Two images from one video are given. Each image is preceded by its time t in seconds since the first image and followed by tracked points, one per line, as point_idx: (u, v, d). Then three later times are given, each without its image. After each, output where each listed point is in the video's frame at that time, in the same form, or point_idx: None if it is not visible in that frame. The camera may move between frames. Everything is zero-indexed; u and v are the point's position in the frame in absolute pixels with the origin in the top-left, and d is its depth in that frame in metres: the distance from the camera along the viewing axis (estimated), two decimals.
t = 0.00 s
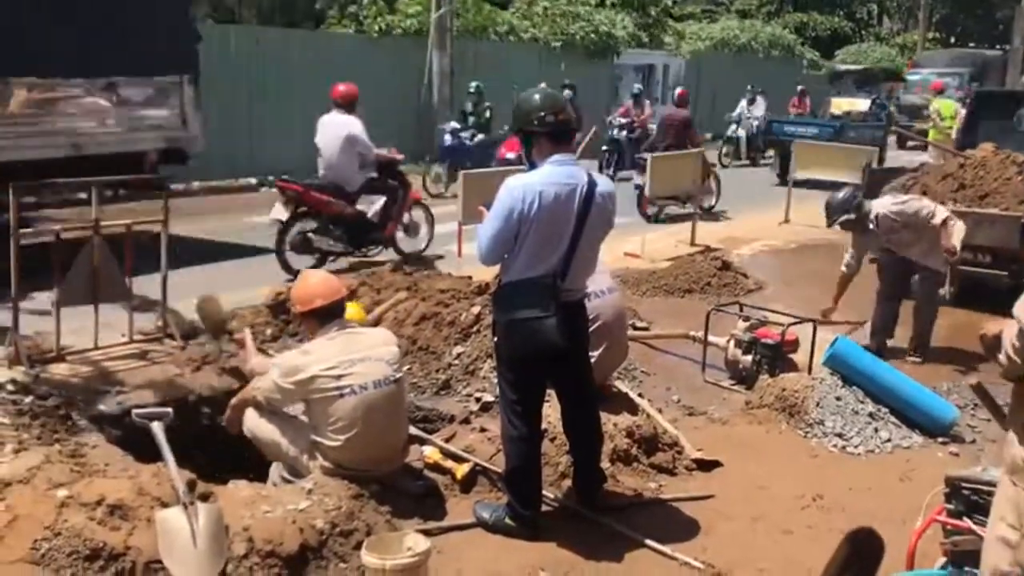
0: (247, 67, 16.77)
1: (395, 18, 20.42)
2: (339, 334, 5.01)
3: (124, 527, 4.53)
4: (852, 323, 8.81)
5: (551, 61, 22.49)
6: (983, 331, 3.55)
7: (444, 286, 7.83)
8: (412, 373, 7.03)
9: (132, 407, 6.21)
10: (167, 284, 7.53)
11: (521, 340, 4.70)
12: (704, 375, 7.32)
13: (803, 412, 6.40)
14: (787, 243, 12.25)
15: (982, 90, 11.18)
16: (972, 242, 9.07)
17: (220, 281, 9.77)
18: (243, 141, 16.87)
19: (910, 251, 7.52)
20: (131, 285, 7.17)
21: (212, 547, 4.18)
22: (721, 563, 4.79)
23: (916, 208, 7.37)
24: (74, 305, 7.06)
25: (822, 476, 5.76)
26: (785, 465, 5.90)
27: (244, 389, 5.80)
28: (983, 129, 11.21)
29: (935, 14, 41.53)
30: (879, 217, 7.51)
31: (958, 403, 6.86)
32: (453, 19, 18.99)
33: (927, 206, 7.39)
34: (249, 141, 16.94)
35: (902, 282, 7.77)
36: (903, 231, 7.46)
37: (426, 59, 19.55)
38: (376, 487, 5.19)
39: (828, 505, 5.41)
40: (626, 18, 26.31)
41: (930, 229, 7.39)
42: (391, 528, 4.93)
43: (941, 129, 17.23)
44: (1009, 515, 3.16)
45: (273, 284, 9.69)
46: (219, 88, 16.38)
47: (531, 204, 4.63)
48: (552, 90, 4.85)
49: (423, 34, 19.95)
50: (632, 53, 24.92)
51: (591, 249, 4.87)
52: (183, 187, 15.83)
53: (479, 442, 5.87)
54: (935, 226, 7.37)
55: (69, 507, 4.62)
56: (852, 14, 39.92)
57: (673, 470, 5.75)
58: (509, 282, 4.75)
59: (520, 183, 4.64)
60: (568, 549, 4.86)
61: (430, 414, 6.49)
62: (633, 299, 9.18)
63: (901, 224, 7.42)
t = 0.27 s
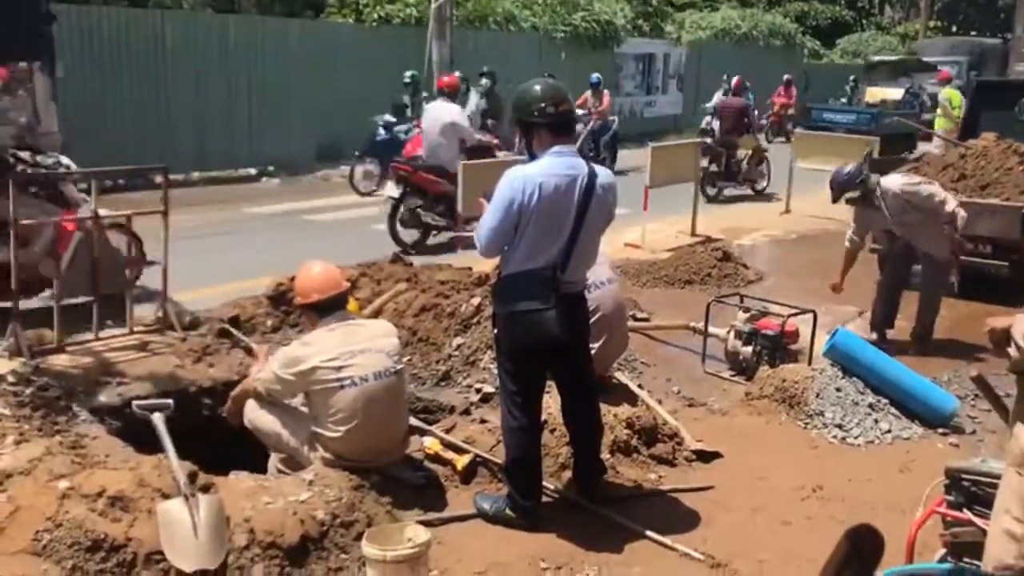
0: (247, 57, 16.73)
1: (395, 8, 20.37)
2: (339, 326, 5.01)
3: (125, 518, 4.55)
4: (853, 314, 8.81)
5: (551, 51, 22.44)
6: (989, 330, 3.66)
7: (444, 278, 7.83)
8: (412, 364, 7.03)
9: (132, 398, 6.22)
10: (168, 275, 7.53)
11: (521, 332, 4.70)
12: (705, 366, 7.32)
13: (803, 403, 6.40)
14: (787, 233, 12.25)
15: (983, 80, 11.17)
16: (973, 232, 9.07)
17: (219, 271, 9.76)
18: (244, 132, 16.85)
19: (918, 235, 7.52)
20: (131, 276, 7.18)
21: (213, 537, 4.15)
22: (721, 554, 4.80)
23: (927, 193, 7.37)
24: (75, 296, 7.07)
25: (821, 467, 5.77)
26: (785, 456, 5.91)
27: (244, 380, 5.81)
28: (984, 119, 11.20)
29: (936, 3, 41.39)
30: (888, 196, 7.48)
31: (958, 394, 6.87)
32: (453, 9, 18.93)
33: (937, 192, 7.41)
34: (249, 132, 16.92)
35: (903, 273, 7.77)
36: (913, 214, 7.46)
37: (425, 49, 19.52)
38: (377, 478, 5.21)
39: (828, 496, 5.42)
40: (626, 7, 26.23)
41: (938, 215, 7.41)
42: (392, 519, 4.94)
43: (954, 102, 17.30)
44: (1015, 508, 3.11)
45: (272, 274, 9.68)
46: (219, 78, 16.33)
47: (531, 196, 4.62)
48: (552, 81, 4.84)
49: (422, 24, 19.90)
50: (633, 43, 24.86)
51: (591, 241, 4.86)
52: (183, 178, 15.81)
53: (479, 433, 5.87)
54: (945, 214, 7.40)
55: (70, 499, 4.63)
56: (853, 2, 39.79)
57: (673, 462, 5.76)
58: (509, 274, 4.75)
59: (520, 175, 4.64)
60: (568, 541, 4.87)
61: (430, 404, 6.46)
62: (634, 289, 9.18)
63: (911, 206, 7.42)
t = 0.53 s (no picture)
0: (244, 49, 16.69)
1: None
2: (338, 320, 5.01)
3: (125, 513, 4.55)
4: (852, 306, 8.81)
5: (549, 43, 22.39)
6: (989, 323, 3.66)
7: (443, 271, 7.83)
8: (412, 357, 7.03)
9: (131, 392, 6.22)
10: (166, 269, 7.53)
11: (520, 325, 4.70)
12: (704, 358, 7.33)
13: (802, 395, 6.41)
14: (786, 225, 12.25)
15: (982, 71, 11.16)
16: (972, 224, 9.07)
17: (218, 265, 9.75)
18: (242, 125, 16.81)
19: (928, 212, 7.55)
20: (130, 270, 7.17)
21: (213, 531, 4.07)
22: (721, 546, 4.81)
23: (943, 172, 7.49)
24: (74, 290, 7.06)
25: (820, 459, 5.78)
26: (784, 448, 5.91)
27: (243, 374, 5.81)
28: (983, 110, 11.20)
29: None
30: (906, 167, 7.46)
31: (957, 386, 6.88)
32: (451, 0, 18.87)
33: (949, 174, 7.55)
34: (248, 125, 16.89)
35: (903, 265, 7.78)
36: (925, 190, 7.51)
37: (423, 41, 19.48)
38: (376, 471, 5.21)
39: (827, 488, 5.43)
40: None
41: (949, 197, 7.52)
42: (391, 512, 4.95)
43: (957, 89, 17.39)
44: (1015, 500, 3.09)
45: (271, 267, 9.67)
46: (217, 72, 16.30)
47: (530, 189, 4.61)
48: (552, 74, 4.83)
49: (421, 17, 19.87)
50: (632, 34, 24.82)
51: (590, 234, 4.86)
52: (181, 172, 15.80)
53: (479, 426, 5.87)
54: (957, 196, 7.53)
55: (70, 493, 4.63)
56: None
57: (672, 454, 5.76)
58: (508, 267, 4.74)
59: (520, 168, 4.63)
60: (568, 534, 4.88)
61: (430, 398, 6.50)
62: (633, 282, 9.17)
63: (926, 180, 7.48)
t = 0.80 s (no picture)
0: (239, 47, 16.65)
1: None
2: (334, 319, 5.00)
3: (121, 513, 4.54)
4: (847, 303, 8.83)
5: (544, 40, 22.37)
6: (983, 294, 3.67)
7: (438, 268, 7.83)
8: (408, 355, 7.03)
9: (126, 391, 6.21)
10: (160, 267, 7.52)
11: (515, 324, 4.70)
12: (699, 355, 7.34)
13: (798, 392, 6.42)
14: (781, 222, 12.27)
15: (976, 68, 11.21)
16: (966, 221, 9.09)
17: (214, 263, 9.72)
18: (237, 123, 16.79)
19: (918, 211, 7.57)
20: (125, 269, 7.16)
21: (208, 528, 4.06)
22: (717, 544, 4.82)
23: (932, 171, 7.52)
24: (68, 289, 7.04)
25: (815, 456, 5.80)
26: (780, 445, 5.93)
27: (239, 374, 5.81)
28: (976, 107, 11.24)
29: None
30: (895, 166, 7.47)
31: (952, 382, 6.90)
32: None
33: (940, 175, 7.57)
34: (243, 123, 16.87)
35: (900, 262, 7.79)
36: (913, 190, 7.54)
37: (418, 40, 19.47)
38: (372, 470, 5.21)
39: (822, 484, 5.45)
40: None
41: (937, 196, 7.56)
42: (388, 511, 4.95)
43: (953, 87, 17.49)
44: (1001, 493, 3.14)
45: (268, 265, 9.65)
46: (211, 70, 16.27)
47: (525, 188, 4.61)
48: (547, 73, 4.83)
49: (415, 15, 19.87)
50: (626, 32, 24.82)
51: (585, 232, 4.86)
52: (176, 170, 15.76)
53: (475, 424, 5.87)
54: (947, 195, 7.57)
55: (65, 494, 4.62)
56: None
57: (668, 452, 5.77)
58: (504, 266, 4.75)
59: (516, 167, 4.63)
60: (563, 532, 4.88)
61: (425, 397, 6.48)
62: (629, 279, 9.18)
63: (915, 179, 7.50)
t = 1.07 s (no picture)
0: (230, 50, 16.62)
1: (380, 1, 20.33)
2: (326, 323, 4.99)
3: (112, 517, 4.52)
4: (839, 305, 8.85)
5: (536, 42, 22.38)
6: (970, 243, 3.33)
7: (431, 272, 7.82)
8: (400, 358, 7.02)
9: (118, 395, 6.19)
10: (152, 270, 7.50)
11: (509, 327, 4.70)
12: (691, 358, 7.35)
13: (790, 394, 6.43)
14: (772, 224, 12.30)
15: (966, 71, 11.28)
16: (957, 223, 9.13)
17: (205, 266, 9.71)
18: (229, 126, 16.77)
19: (880, 224, 7.48)
20: (116, 272, 7.14)
21: (201, 534, 4.17)
22: (710, 547, 4.82)
23: (898, 186, 7.37)
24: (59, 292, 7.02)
25: (807, 459, 5.80)
26: (772, 448, 5.94)
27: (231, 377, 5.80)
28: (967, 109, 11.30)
29: None
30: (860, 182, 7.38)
31: (944, 385, 6.92)
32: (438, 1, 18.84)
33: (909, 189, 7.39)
34: (234, 126, 16.85)
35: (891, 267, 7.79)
36: (881, 204, 7.42)
37: (410, 42, 19.46)
38: (364, 474, 5.20)
39: (814, 487, 5.46)
40: None
41: (904, 210, 7.42)
42: (380, 515, 4.95)
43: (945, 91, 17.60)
44: (991, 496, 3.12)
45: (260, 268, 9.65)
46: (203, 72, 16.24)
47: (518, 191, 4.61)
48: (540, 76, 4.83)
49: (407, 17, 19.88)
50: (618, 34, 24.86)
51: (579, 236, 4.86)
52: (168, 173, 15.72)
53: (468, 427, 5.87)
54: (909, 212, 7.44)
55: (56, 499, 4.61)
56: None
57: (660, 455, 5.77)
58: (497, 269, 4.74)
59: (508, 170, 4.62)
60: (556, 535, 4.89)
61: (418, 400, 6.48)
62: (622, 282, 9.19)
63: (879, 195, 7.38)
